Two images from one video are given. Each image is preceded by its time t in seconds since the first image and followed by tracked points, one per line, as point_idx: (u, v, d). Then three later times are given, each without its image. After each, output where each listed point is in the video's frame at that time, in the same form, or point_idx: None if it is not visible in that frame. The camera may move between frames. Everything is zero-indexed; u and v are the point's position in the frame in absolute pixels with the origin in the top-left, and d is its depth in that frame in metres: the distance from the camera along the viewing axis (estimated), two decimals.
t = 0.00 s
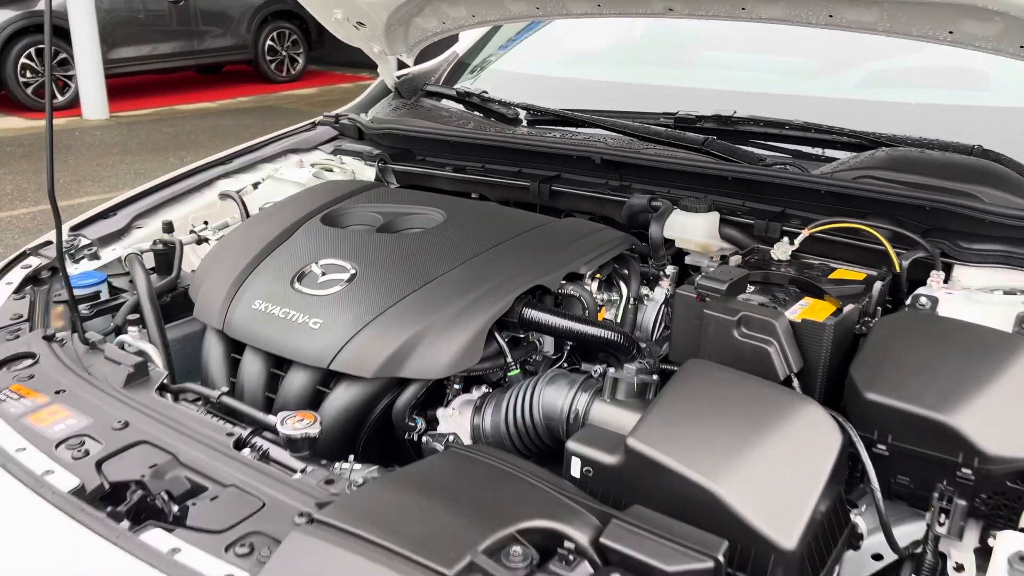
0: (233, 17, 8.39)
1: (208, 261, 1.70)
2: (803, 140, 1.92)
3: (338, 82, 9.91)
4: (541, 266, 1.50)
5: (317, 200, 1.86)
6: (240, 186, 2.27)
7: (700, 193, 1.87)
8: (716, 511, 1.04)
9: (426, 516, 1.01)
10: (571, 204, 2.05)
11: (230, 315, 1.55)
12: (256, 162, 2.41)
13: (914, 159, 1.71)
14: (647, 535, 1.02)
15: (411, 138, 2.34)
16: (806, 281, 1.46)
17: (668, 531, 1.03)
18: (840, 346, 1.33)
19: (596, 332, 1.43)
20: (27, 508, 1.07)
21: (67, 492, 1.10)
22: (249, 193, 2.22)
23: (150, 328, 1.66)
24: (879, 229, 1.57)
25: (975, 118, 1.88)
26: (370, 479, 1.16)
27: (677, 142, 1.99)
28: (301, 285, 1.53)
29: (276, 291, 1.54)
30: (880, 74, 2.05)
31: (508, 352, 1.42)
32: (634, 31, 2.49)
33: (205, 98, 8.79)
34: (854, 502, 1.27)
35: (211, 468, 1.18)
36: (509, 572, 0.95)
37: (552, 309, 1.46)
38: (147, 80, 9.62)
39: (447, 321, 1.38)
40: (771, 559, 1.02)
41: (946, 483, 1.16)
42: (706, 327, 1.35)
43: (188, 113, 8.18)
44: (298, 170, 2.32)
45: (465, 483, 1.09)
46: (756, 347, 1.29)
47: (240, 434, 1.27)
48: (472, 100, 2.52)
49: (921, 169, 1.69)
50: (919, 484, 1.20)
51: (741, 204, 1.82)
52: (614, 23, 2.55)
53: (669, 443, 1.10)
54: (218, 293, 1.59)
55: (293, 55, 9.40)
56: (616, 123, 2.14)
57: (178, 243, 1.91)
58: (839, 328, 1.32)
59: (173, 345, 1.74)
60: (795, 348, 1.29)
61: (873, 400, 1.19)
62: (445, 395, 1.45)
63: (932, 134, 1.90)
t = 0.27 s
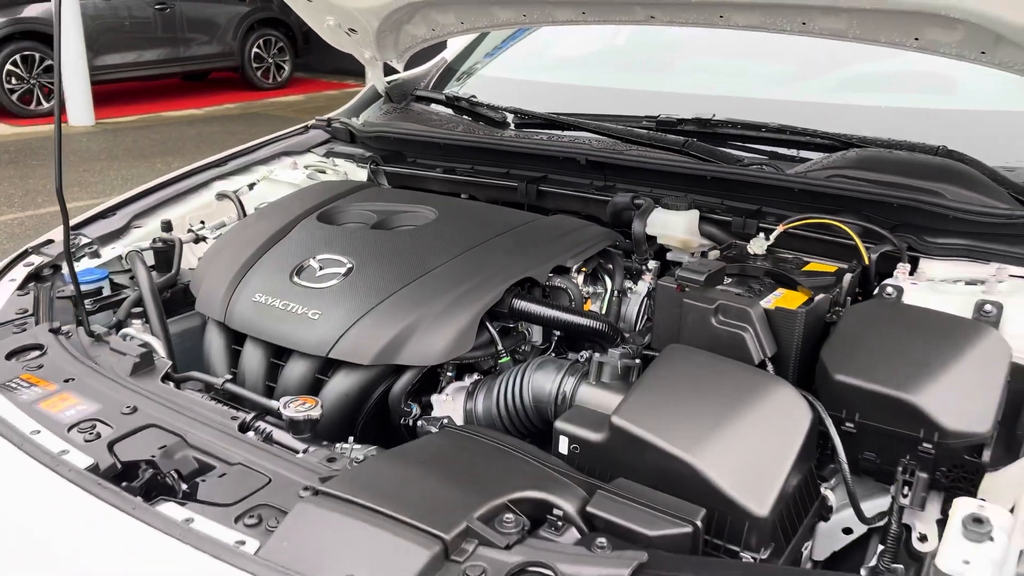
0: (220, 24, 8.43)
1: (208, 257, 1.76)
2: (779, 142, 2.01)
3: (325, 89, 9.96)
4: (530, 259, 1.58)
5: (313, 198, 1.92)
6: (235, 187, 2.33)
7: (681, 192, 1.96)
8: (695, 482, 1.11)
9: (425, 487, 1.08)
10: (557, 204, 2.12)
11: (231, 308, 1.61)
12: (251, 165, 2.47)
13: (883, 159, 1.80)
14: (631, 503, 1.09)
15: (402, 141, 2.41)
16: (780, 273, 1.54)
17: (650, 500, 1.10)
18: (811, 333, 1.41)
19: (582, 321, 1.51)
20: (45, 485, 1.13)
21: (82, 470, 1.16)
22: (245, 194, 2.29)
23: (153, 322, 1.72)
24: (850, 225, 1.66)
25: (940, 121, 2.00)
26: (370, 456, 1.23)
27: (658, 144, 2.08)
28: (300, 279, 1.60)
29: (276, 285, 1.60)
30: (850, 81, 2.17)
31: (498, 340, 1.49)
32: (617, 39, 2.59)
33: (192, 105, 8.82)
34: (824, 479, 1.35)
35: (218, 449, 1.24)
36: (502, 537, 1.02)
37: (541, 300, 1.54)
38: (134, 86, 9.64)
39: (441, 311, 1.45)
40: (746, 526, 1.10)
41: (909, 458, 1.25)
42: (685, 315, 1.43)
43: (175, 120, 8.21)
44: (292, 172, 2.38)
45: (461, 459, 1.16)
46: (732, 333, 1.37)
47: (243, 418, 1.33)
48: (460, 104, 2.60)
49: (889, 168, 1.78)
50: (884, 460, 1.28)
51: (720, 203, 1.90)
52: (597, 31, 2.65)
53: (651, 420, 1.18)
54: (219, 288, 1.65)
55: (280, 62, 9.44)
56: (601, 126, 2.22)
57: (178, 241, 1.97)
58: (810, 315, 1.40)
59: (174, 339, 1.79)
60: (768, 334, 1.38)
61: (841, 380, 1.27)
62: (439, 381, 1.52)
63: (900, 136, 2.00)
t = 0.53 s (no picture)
0: (207, 31, 8.47)
1: (201, 259, 1.82)
2: (752, 147, 2.09)
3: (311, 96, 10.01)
4: (512, 260, 1.64)
5: (303, 202, 1.98)
6: (226, 192, 2.39)
7: (658, 197, 2.03)
8: (666, 467, 1.18)
9: (412, 473, 1.15)
10: (539, 208, 2.19)
11: (224, 307, 1.67)
12: (240, 170, 2.53)
13: (850, 164, 1.88)
14: (605, 487, 1.16)
15: (389, 147, 2.48)
16: (749, 272, 1.62)
17: (623, 484, 1.17)
18: (778, 328, 1.49)
19: (561, 318, 1.58)
20: (49, 474, 1.19)
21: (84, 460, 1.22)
22: (235, 199, 2.35)
23: (147, 322, 1.78)
24: (818, 227, 1.73)
25: (906, 127, 2.09)
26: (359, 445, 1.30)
27: (636, 149, 2.16)
28: (291, 279, 1.66)
29: (268, 285, 1.66)
30: (821, 89, 2.26)
31: (480, 337, 1.56)
32: (600, 49, 2.68)
33: (179, 112, 8.84)
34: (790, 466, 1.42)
35: (213, 439, 1.30)
36: (484, 518, 1.09)
37: (522, 298, 1.60)
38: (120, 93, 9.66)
39: (427, 309, 1.51)
40: (713, 508, 1.17)
41: (868, 444, 1.32)
42: (659, 311, 1.50)
43: (161, 127, 8.23)
44: (281, 177, 2.44)
45: (446, 447, 1.23)
46: (703, 329, 1.45)
47: (237, 412, 1.40)
48: (446, 111, 2.67)
49: (855, 172, 1.86)
50: (845, 447, 1.35)
51: (695, 206, 1.98)
52: (579, 41, 2.74)
53: (625, 410, 1.25)
54: (212, 288, 1.71)
55: (265, 70, 9.49)
56: (581, 132, 2.30)
57: (171, 244, 2.02)
58: (776, 312, 1.48)
59: (167, 339, 1.85)
60: (737, 329, 1.45)
61: (804, 372, 1.34)
62: (425, 376, 1.58)
63: (868, 142, 2.09)
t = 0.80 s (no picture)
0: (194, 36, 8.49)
1: (188, 257, 1.86)
2: (724, 150, 2.16)
3: (299, 102, 10.04)
4: (491, 257, 1.70)
5: (288, 202, 2.04)
6: (212, 193, 2.43)
7: (633, 198, 2.10)
8: (634, 451, 1.24)
9: (391, 457, 1.20)
10: (519, 209, 2.25)
11: (211, 304, 1.72)
12: (227, 172, 2.58)
13: (817, 166, 1.96)
14: (576, 470, 1.22)
15: (373, 149, 2.54)
16: (718, 269, 1.68)
17: (592, 467, 1.23)
18: (745, 321, 1.56)
19: (537, 313, 1.63)
20: (41, 461, 1.23)
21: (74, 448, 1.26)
22: (222, 200, 2.39)
23: (136, 318, 1.82)
24: (784, 226, 1.80)
25: (873, 131, 2.16)
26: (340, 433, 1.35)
27: (613, 152, 2.22)
28: (276, 276, 1.71)
29: (253, 282, 1.71)
30: (793, 93, 2.34)
31: (459, 331, 1.61)
32: (581, 54, 2.75)
33: (166, 117, 8.86)
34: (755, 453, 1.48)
35: (199, 428, 1.35)
36: (460, 498, 1.14)
37: (500, 294, 1.66)
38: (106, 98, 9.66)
39: (408, 303, 1.57)
40: (678, 489, 1.23)
41: (828, 430, 1.38)
42: (631, 305, 1.56)
43: (148, 131, 8.24)
44: (267, 179, 2.49)
45: (424, 434, 1.28)
46: (672, 321, 1.51)
47: (223, 403, 1.45)
48: (429, 115, 2.72)
49: (821, 173, 1.94)
50: (806, 434, 1.41)
51: (669, 207, 2.05)
52: (559, 47, 2.81)
53: (595, 397, 1.30)
54: (199, 285, 1.76)
55: (253, 75, 9.45)
56: (560, 135, 2.36)
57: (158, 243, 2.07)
58: (743, 305, 1.54)
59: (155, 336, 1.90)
60: (704, 322, 1.52)
61: (767, 361, 1.41)
62: (406, 370, 1.64)
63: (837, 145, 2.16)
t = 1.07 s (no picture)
0: (183, 40, 8.49)
1: (169, 258, 1.88)
2: (701, 153, 2.20)
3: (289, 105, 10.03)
4: (467, 257, 1.72)
5: (269, 204, 2.06)
6: (195, 195, 2.45)
7: (611, 200, 2.13)
8: (601, 445, 1.27)
9: (362, 451, 1.23)
10: (499, 211, 2.28)
11: (190, 303, 1.74)
12: (211, 174, 2.59)
13: (790, 168, 2.00)
14: (544, 464, 1.25)
15: (356, 152, 2.56)
16: (691, 269, 1.71)
17: (560, 461, 1.26)
18: (715, 320, 1.59)
19: (512, 312, 1.66)
20: (18, 457, 1.25)
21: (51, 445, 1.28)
22: (205, 202, 2.41)
23: (116, 319, 1.84)
24: (756, 227, 1.84)
25: (847, 134, 2.20)
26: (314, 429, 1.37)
27: (591, 154, 2.26)
28: (255, 276, 1.73)
29: (232, 282, 1.73)
30: (770, 98, 2.37)
31: (435, 330, 1.64)
32: (564, 57, 2.78)
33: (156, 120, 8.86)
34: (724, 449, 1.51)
35: (177, 426, 1.37)
36: (429, 492, 1.17)
37: (476, 293, 1.69)
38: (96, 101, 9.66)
39: (384, 303, 1.59)
40: (644, 482, 1.25)
41: (793, 425, 1.41)
42: (603, 304, 1.59)
43: (136, 135, 8.23)
44: (250, 181, 2.51)
45: (397, 429, 1.31)
46: (643, 320, 1.54)
47: (201, 400, 1.47)
48: (413, 118, 2.75)
49: (794, 175, 1.98)
50: (772, 429, 1.44)
51: (645, 209, 2.08)
52: (540, 51, 2.85)
53: (565, 394, 1.33)
54: (179, 285, 1.78)
55: (242, 79, 9.37)
56: (540, 138, 2.39)
57: (140, 244, 2.08)
58: (713, 304, 1.58)
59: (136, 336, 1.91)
60: (674, 321, 1.55)
61: (735, 358, 1.44)
62: (383, 368, 1.66)
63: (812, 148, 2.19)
